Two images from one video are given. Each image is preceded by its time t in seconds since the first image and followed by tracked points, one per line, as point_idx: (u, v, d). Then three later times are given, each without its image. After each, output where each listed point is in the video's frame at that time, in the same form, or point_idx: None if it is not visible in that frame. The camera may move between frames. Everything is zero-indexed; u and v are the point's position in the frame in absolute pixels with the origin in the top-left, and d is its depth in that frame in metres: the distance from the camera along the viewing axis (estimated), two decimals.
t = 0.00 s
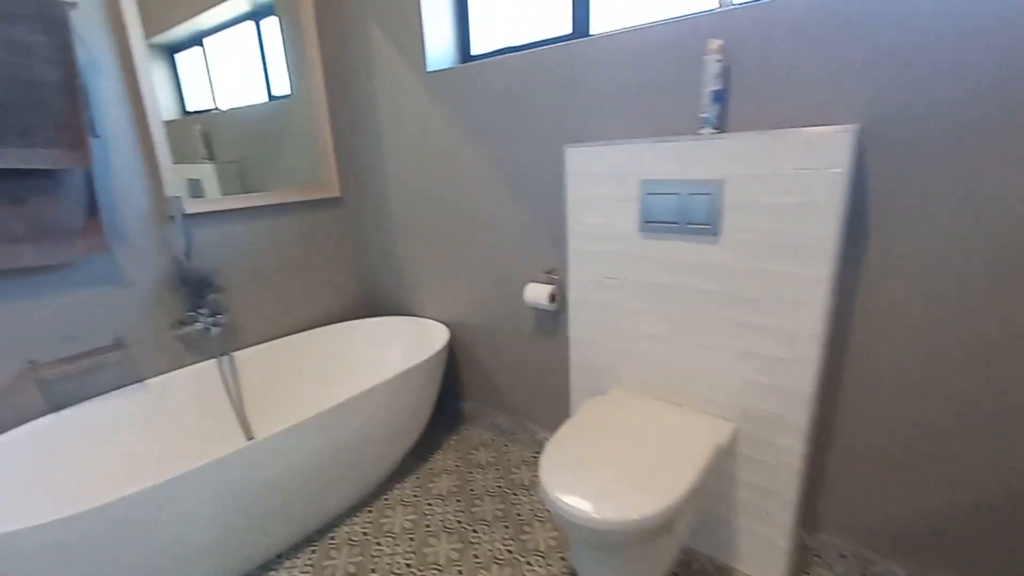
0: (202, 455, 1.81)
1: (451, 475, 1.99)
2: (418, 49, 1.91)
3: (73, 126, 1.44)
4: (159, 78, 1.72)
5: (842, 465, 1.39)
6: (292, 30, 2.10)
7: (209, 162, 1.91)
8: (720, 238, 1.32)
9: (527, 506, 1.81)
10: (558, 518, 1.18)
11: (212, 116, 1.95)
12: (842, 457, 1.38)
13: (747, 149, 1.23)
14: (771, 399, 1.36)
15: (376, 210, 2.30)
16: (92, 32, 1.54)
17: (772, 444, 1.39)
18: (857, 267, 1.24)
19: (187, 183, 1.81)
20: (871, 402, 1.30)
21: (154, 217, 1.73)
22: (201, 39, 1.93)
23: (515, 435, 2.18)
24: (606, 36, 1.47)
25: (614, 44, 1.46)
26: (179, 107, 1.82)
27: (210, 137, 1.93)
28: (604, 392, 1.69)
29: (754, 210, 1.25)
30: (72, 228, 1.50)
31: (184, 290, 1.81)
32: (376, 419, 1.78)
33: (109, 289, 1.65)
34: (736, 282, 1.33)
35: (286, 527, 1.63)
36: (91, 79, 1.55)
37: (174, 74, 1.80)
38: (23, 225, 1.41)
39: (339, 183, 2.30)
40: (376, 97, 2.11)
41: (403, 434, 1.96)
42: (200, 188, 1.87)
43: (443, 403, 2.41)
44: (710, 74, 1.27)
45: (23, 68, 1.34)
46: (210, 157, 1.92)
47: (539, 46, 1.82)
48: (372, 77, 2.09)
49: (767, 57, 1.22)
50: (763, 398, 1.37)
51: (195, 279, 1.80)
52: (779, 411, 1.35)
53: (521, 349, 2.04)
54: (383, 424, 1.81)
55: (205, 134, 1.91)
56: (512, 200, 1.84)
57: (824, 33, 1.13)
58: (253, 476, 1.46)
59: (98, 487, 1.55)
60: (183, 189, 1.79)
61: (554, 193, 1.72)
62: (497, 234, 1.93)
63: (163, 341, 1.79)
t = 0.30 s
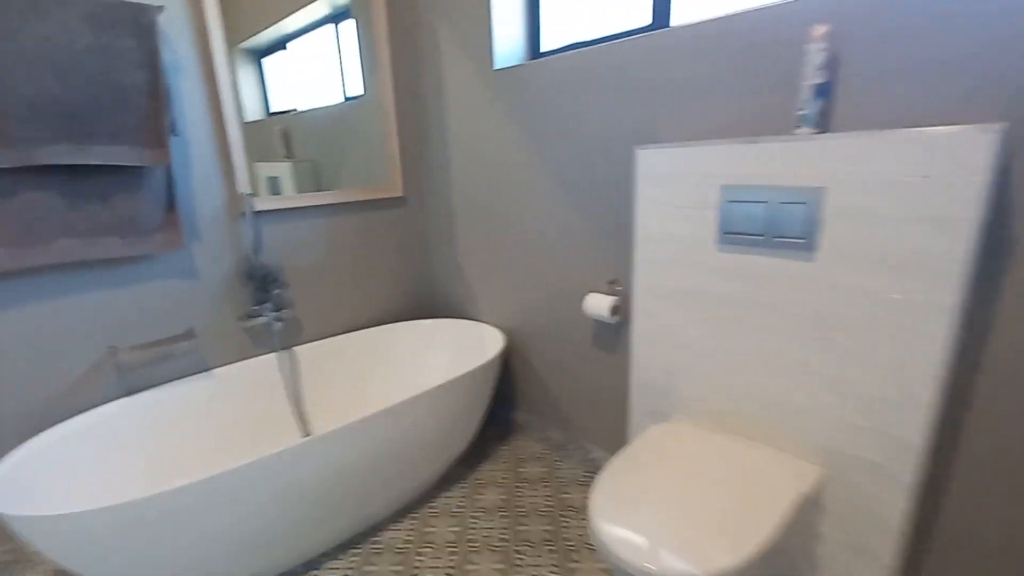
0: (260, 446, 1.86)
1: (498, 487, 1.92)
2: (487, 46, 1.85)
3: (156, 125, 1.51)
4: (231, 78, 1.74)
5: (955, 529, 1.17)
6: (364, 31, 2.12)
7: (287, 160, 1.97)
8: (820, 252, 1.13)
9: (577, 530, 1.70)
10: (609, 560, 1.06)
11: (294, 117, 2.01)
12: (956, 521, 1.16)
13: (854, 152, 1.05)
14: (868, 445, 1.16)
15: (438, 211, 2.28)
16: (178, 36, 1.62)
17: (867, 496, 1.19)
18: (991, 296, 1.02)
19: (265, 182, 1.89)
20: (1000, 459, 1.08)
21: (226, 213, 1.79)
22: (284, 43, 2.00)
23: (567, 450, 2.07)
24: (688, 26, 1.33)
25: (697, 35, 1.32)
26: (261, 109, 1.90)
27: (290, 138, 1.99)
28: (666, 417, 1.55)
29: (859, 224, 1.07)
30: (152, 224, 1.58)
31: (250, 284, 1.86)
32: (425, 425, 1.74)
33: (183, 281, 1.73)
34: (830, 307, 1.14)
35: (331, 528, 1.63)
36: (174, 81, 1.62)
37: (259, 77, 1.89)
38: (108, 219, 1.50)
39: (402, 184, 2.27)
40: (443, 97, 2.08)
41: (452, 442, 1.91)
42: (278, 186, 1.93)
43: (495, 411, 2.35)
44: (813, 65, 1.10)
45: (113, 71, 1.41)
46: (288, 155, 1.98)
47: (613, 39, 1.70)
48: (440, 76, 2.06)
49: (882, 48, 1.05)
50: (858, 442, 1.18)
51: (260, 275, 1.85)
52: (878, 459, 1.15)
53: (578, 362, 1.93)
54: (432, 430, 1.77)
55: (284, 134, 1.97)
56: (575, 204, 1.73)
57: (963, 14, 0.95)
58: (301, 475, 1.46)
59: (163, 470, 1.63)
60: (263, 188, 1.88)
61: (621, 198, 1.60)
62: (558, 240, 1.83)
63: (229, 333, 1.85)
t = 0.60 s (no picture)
0: (294, 443, 1.87)
1: (527, 503, 1.82)
2: (535, 39, 1.76)
3: (202, 122, 1.54)
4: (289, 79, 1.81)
5: None
6: (412, 26, 2.08)
7: (339, 157, 1.99)
8: (902, 275, 0.96)
9: (608, 560, 1.57)
10: None
11: (348, 114, 2.06)
12: None
13: (957, 154, 0.87)
14: (960, 504, 0.97)
15: (480, 211, 2.21)
16: (229, 34, 1.65)
17: (954, 565, 1.00)
18: None
19: (319, 177, 1.92)
20: None
21: (269, 209, 1.81)
22: (342, 42, 2.08)
23: (603, 469, 1.94)
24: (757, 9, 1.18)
25: (767, 20, 1.17)
26: (319, 107, 1.95)
27: (344, 134, 2.03)
28: (712, 446, 1.39)
29: (959, 240, 0.89)
30: (196, 218, 1.61)
31: (289, 281, 1.88)
32: (453, 434, 1.67)
33: (225, 276, 1.75)
34: (919, 337, 0.96)
35: (353, 532, 1.60)
36: (221, 77, 1.64)
37: (319, 75, 1.96)
38: (154, 213, 1.54)
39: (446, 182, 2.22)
40: (489, 93, 2.00)
41: (481, 452, 1.83)
42: (330, 182, 1.95)
43: (530, 420, 2.25)
44: (906, 52, 0.94)
45: (162, 66, 1.44)
46: (341, 152, 2.00)
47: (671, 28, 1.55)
48: (486, 71, 1.99)
49: (994, 31, 0.87)
50: (945, 500, 0.99)
51: (299, 271, 1.86)
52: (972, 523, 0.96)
53: (618, 376, 1.80)
54: (460, 439, 1.70)
55: (339, 131, 2.02)
56: (621, 208, 1.61)
57: None
58: (324, 479, 1.43)
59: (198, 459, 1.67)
60: (316, 183, 1.91)
61: (672, 202, 1.45)
62: (601, 245, 1.71)
63: (268, 328, 1.87)
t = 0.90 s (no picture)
0: (329, 442, 1.86)
1: (563, 517, 1.73)
2: (582, 26, 1.65)
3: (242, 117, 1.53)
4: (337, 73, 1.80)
5: None
6: (455, 18, 2.02)
7: (385, 154, 1.95)
8: (1013, 290, 0.79)
9: None
10: None
11: (394, 111, 1.99)
12: None
13: None
14: None
15: (522, 208, 2.13)
16: (272, 31, 1.64)
17: None
18: None
19: (366, 175, 1.90)
20: None
21: (309, 206, 1.80)
22: (391, 38, 2.01)
23: (645, 485, 1.81)
24: None
25: None
26: (367, 105, 1.91)
27: (391, 131, 1.97)
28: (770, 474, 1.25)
29: None
30: (238, 215, 1.61)
31: (327, 277, 1.87)
32: (487, 442, 1.60)
33: (265, 272, 1.76)
34: None
35: (383, 538, 1.56)
36: (265, 74, 1.64)
37: (368, 72, 1.92)
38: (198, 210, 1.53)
39: (486, 179, 2.15)
40: (533, 85, 1.91)
41: (516, 462, 1.75)
42: (376, 179, 1.92)
43: (569, 427, 2.16)
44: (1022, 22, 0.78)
45: (206, 64, 1.40)
46: (387, 149, 1.96)
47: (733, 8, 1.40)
48: (529, 63, 1.90)
49: None
50: None
51: (336, 268, 1.85)
52: None
53: (664, 388, 1.67)
54: (494, 447, 1.63)
55: (386, 127, 1.96)
56: (673, 207, 1.48)
57: None
58: (353, 484, 1.40)
59: (235, 453, 1.68)
60: (363, 180, 1.89)
61: (730, 200, 1.31)
62: (649, 247, 1.58)
63: (306, 325, 1.87)
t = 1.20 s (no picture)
0: (355, 444, 1.81)
1: (593, 538, 1.61)
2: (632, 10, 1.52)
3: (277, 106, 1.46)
4: (383, 67, 1.76)
5: None
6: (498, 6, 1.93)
7: (425, 148, 1.89)
8: None
9: None
10: None
11: (435, 106, 1.95)
12: None
13: None
14: None
15: (561, 206, 2.01)
16: (308, 17, 1.57)
17: None
18: None
19: (406, 169, 1.84)
20: None
21: (342, 199, 1.74)
22: (436, 32, 1.96)
23: (685, 510, 1.67)
24: None
25: None
26: (410, 100, 1.88)
27: (432, 126, 1.93)
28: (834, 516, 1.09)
29: None
30: (270, 208, 1.56)
31: (358, 273, 1.82)
32: (514, 455, 1.50)
33: (297, 266, 1.72)
34: None
35: (403, 550, 1.49)
36: (300, 64, 1.58)
37: (413, 67, 1.88)
38: (230, 202, 1.50)
39: (525, 175, 2.05)
40: (577, 74, 1.79)
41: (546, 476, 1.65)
42: (415, 173, 1.87)
43: (603, 439, 2.03)
44: None
45: (239, 53, 1.37)
46: (427, 144, 1.91)
47: None
48: (574, 52, 1.78)
49: None
50: None
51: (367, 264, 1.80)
52: None
53: (712, 407, 1.51)
54: (522, 460, 1.53)
55: (427, 122, 1.92)
56: (728, 207, 1.32)
57: None
58: (372, 493, 1.33)
59: (261, 450, 1.65)
60: (403, 173, 1.83)
61: (797, 200, 1.15)
62: (700, 251, 1.43)
63: (336, 322, 1.83)
